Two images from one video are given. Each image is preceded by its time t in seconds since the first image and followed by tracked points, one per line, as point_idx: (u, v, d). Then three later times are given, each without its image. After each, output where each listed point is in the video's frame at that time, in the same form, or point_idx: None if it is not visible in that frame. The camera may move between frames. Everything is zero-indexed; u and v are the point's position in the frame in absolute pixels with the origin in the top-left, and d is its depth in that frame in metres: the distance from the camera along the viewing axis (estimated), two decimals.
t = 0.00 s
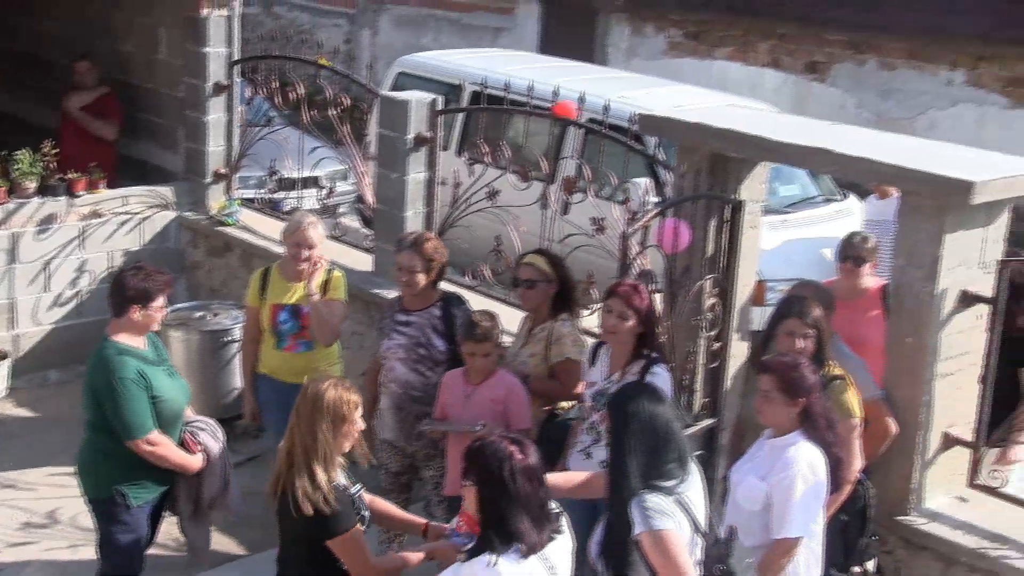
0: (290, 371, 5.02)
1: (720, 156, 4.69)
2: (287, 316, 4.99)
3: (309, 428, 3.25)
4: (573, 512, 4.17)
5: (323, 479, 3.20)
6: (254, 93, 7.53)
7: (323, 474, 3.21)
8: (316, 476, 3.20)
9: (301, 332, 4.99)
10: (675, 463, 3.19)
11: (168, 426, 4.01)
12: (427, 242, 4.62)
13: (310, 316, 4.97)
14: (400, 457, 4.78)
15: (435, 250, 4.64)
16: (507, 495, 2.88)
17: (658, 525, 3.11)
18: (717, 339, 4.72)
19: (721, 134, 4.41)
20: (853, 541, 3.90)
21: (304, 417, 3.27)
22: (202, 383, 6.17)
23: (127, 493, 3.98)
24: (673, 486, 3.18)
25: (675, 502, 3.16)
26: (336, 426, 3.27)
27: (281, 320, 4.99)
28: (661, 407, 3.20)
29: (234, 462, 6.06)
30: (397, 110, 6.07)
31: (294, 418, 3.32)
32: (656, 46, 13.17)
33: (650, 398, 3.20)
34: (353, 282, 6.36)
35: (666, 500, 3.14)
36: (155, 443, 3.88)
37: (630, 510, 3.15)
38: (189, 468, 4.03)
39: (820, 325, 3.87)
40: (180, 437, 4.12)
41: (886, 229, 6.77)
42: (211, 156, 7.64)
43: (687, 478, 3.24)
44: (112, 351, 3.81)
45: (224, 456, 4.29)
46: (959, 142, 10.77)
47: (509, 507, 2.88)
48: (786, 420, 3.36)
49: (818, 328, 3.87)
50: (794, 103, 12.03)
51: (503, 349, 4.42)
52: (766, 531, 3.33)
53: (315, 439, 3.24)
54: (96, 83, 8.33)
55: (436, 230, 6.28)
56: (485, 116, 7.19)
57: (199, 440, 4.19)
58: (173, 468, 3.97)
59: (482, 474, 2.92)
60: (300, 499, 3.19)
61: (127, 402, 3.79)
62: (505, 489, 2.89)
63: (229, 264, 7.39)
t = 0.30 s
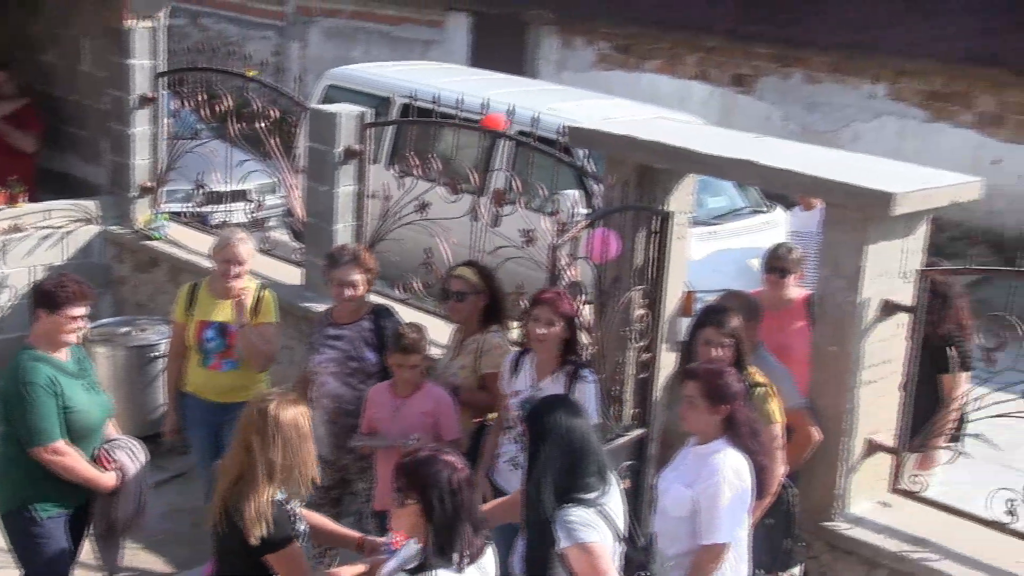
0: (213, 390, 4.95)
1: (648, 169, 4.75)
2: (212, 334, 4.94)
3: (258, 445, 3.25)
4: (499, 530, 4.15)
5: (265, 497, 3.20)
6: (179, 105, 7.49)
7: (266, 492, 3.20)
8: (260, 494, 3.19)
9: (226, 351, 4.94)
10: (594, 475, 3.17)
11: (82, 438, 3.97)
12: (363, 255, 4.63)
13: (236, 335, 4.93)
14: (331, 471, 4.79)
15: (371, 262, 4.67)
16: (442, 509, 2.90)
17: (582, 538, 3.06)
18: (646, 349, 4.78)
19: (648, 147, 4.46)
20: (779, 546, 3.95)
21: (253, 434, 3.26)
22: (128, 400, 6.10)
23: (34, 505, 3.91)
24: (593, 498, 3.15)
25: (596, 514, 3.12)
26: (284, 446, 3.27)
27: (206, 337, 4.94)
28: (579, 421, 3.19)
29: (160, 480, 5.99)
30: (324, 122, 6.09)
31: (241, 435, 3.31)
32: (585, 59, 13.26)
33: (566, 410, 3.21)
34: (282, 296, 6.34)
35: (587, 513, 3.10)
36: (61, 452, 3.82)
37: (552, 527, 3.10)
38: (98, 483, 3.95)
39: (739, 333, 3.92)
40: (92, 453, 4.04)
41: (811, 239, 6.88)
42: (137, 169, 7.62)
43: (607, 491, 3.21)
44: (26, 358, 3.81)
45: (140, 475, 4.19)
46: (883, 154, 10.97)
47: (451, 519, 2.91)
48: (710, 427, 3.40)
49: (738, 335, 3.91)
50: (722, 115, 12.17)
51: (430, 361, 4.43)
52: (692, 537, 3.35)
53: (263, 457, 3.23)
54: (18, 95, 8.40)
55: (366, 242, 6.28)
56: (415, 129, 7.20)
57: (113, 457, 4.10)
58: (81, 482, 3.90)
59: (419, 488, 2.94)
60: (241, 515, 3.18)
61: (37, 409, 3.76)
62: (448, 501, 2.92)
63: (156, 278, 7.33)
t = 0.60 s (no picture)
0: (152, 405, 4.89)
1: (585, 175, 4.78)
2: (150, 348, 4.88)
3: (183, 447, 3.34)
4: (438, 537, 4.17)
5: (190, 497, 3.28)
6: (113, 113, 7.41)
7: (190, 491, 3.28)
8: (184, 493, 3.27)
9: (165, 365, 4.89)
10: (528, 482, 3.12)
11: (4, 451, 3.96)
12: (303, 265, 4.66)
13: (175, 348, 4.88)
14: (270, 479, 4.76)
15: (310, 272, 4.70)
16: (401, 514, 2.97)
17: (513, 545, 3.01)
18: (586, 355, 4.82)
19: (585, 154, 4.49)
20: (714, 546, 4.04)
21: (179, 436, 3.36)
22: (62, 411, 6.02)
23: None
24: (526, 506, 3.09)
25: (529, 522, 3.06)
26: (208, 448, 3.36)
27: (143, 352, 4.88)
28: (512, 426, 3.17)
29: (96, 492, 5.92)
30: (261, 130, 6.08)
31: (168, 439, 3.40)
32: (523, 65, 13.31)
33: (503, 417, 3.19)
34: (219, 305, 6.30)
35: (517, 520, 3.05)
36: None
37: (483, 533, 3.05)
38: (24, 497, 3.90)
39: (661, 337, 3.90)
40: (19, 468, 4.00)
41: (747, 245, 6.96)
42: (71, 177, 7.56)
43: (543, 499, 3.16)
44: None
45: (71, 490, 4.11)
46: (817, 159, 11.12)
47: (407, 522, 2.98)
48: (641, 425, 3.43)
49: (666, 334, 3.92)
50: (659, 122, 12.26)
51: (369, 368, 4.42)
52: (627, 534, 3.37)
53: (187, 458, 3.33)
54: None
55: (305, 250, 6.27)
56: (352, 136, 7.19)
57: (43, 470, 4.04)
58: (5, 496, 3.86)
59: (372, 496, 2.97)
60: (164, 514, 3.25)
61: None
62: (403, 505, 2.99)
63: (90, 289, 7.24)
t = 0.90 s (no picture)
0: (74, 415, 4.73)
1: (518, 172, 4.77)
2: (66, 357, 4.74)
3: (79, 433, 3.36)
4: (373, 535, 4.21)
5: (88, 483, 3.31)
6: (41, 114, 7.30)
7: (90, 476, 3.32)
8: (84, 478, 3.30)
9: (82, 372, 4.76)
10: (461, 481, 3.05)
11: None
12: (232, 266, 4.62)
13: (89, 353, 4.79)
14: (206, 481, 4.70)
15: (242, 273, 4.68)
16: (340, 502, 2.97)
17: (445, 544, 2.94)
18: (521, 352, 4.79)
19: (518, 151, 4.49)
20: (644, 541, 4.09)
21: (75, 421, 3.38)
22: None
23: None
24: (459, 505, 3.02)
25: (461, 521, 2.99)
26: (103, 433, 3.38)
27: (59, 361, 4.72)
28: (450, 424, 3.12)
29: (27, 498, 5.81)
30: (192, 130, 5.99)
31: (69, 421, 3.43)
32: (456, 63, 13.30)
33: (440, 414, 3.13)
34: (151, 306, 6.20)
35: (449, 519, 2.98)
36: None
37: (415, 532, 2.98)
38: None
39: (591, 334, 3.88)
40: None
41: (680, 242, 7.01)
42: None
43: (476, 499, 3.09)
44: None
45: None
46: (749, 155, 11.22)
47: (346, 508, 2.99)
48: (561, 424, 3.43)
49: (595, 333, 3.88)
50: (592, 119, 12.30)
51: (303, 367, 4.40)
52: (554, 531, 3.38)
53: (82, 443, 3.35)
54: None
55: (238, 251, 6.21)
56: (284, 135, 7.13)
57: None
58: None
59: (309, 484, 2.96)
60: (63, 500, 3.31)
61: None
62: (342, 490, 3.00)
63: (21, 292, 7.10)
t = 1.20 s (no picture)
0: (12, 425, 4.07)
1: (502, 165, 4.72)
2: None
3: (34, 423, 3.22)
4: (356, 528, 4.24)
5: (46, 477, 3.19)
6: (24, 108, 7.26)
7: (49, 466, 3.19)
8: (41, 469, 3.19)
9: (13, 379, 4.12)
10: (446, 479, 3.01)
11: None
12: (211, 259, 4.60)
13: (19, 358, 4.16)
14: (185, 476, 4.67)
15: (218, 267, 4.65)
16: (326, 492, 2.98)
17: (430, 541, 2.93)
18: (507, 345, 4.82)
19: (502, 144, 4.48)
20: (630, 539, 3.95)
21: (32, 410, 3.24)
22: None
23: None
24: (445, 503, 2.99)
25: (447, 519, 2.97)
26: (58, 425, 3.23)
27: None
28: (438, 420, 3.05)
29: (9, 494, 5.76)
30: (177, 125, 5.93)
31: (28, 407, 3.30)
32: (439, 57, 13.29)
33: (429, 409, 3.06)
34: (135, 300, 6.11)
35: (434, 516, 2.96)
36: None
37: (397, 528, 2.95)
38: None
39: (575, 331, 3.90)
40: None
41: (665, 237, 7.02)
42: None
43: (463, 496, 3.06)
44: None
45: None
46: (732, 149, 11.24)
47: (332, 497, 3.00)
48: (537, 428, 3.43)
49: (574, 333, 3.89)
50: (576, 113, 12.31)
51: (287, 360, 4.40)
52: (528, 536, 3.35)
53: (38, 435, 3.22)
54: None
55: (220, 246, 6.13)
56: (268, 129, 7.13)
57: None
58: None
59: (296, 470, 2.99)
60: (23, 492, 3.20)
61: None
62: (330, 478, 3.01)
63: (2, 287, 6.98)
